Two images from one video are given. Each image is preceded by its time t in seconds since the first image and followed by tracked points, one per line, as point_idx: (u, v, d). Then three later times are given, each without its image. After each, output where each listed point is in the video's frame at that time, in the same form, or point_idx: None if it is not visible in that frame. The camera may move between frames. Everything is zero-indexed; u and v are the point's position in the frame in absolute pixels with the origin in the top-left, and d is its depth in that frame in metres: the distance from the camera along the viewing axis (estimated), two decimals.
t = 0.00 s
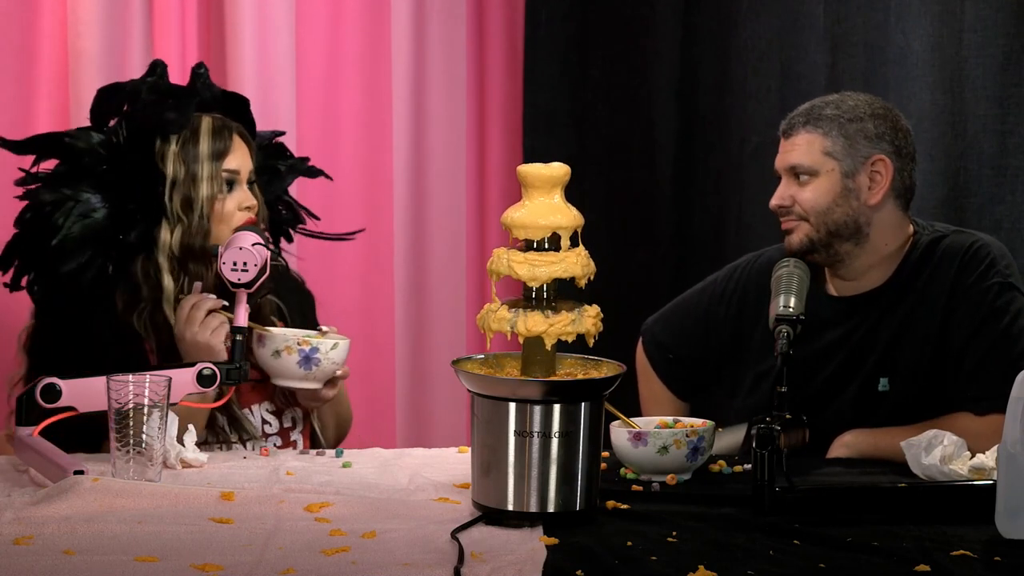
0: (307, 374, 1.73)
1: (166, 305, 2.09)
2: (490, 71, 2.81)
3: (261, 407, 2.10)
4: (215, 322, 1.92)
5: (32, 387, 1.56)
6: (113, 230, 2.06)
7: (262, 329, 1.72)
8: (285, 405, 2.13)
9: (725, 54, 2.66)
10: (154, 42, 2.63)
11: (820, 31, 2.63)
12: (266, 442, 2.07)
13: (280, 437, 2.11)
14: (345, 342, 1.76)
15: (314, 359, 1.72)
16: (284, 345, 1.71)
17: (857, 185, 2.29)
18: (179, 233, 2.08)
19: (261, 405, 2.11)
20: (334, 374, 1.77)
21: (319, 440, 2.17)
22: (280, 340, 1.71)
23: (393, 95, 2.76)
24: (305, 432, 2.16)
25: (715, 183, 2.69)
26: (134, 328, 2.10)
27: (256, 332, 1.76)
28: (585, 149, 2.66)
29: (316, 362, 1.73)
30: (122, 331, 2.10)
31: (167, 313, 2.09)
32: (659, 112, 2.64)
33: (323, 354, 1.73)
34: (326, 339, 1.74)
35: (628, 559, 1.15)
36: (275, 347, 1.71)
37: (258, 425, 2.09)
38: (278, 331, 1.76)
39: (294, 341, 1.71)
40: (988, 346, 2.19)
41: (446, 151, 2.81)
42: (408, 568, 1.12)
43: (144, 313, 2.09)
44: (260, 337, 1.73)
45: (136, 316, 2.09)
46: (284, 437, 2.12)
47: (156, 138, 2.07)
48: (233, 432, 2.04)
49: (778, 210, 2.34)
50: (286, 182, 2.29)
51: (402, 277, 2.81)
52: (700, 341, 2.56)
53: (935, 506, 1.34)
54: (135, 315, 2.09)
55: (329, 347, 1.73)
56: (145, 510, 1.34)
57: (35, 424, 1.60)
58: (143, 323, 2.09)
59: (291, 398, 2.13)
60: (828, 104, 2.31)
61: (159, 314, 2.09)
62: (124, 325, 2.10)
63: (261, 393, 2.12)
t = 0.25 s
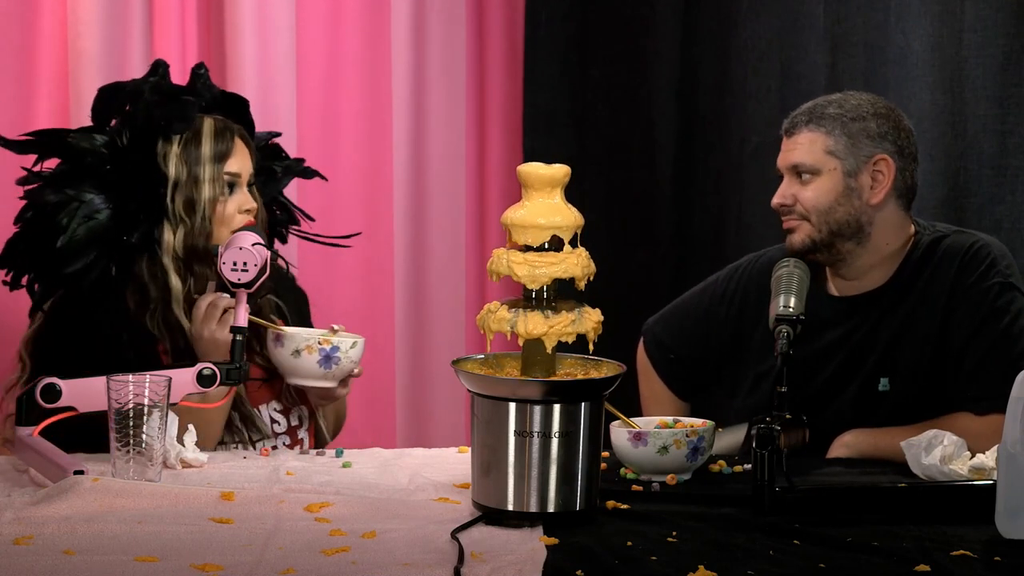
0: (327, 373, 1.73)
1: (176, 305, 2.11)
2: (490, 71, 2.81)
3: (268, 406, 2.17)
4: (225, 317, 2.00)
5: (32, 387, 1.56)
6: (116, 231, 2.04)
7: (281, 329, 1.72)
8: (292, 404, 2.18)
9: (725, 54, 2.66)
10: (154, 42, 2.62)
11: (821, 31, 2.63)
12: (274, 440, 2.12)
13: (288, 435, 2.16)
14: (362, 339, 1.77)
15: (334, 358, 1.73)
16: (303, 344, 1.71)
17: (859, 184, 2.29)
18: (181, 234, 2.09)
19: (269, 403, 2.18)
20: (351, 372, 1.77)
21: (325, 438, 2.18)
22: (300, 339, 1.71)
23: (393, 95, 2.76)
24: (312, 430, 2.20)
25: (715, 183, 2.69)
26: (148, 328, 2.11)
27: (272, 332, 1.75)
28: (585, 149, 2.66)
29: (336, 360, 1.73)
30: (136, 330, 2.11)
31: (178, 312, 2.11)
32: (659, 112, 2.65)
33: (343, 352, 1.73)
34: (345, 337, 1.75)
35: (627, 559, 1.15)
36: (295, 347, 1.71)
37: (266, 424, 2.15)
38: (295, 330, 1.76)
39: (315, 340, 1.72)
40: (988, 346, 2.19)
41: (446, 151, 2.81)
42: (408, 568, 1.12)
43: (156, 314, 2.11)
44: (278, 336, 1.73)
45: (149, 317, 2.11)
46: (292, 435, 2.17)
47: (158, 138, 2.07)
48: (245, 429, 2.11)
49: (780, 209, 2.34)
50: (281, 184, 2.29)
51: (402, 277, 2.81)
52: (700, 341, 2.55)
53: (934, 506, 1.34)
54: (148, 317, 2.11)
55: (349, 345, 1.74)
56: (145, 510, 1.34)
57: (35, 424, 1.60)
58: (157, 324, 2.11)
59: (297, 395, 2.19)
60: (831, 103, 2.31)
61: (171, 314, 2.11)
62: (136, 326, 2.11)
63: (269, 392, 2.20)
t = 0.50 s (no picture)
0: (337, 372, 1.74)
1: (181, 307, 2.10)
2: (490, 71, 2.81)
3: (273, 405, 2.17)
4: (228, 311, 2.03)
5: (32, 387, 1.56)
6: (122, 236, 2.05)
7: (290, 328, 1.72)
8: (296, 403, 2.19)
9: (725, 54, 2.66)
10: (154, 43, 2.63)
11: (821, 31, 2.63)
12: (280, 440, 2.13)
13: (292, 434, 2.17)
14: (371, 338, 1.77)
15: (345, 357, 1.73)
16: (314, 344, 1.71)
17: (860, 184, 2.29)
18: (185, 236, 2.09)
19: (274, 403, 2.18)
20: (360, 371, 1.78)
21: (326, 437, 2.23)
22: (311, 339, 1.71)
23: (393, 95, 2.76)
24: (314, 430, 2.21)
25: (714, 183, 2.69)
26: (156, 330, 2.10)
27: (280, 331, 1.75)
28: (585, 149, 2.66)
29: (347, 359, 1.73)
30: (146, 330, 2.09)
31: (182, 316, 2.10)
32: (659, 112, 2.65)
33: (353, 351, 1.73)
34: (355, 336, 1.75)
35: (628, 559, 1.15)
36: (306, 346, 1.71)
37: (271, 423, 2.15)
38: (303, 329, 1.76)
39: (326, 340, 1.71)
40: (988, 346, 2.19)
41: (446, 152, 2.81)
42: (408, 568, 1.12)
43: (162, 315, 2.10)
44: (288, 336, 1.72)
45: (155, 318, 2.10)
46: (297, 435, 2.18)
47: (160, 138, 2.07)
48: (254, 430, 2.11)
49: (781, 208, 2.34)
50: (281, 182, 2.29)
51: (402, 277, 2.81)
52: (700, 342, 2.55)
53: (934, 506, 1.34)
54: (154, 317, 2.10)
55: (359, 344, 1.74)
56: (145, 510, 1.34)
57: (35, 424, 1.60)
58: (163, 325, 2.10)
59: (300, 394, 2.19)
60: (833, 103, 2.31)
61: (176, 315, 2.10)
62: (145, 326, 2.09)
63: (274, 392, 2.20)
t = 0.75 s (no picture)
0: (338, 373, 1.73)
1: (182, 308, 2.11)
2: (490, 71, 2.81)
3: (274, 407, 2.18)
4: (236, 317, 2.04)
5: (32, 387, 1.56)
6: (124, 238, 2.04)
7: (292, 329, 1.72)
8: (296, 404, 2.20)
9: (725, 54, 2.66)
10: (154, 44, 2.64)
11: (821, 31, 2.63)
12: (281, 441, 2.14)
13: (292, 436, 2.18)
14: (372, 339, 1.77)
15: (345, 358, 1.73)
16: (315, 344, 1.71)
17: (861, 184, 2.29)
18: (188, 237, 2.10)
19: (274, 404, 2.19)
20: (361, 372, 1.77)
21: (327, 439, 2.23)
22: (313, 339, 1.71)
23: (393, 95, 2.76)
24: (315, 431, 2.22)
25: (714, 183, 2.69)
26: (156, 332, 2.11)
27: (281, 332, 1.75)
28: (585, 149, 2.66)
29: (347, 361, 1.73)
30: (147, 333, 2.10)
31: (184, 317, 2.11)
32: (659, 112, 2.65)
33: (354, 352, 1.73)
34: (356, 337, 1.75)
35: (628, 559, 1.15)
36: (307, 347, 1.71)
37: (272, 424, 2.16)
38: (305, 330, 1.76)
39: (327, 340, 1.72)
40: (988, 345, 2.19)
41: (446, 152, 2.81)
42: (408, 568, 1.12)
43: (163, 317, 2.11)
44: (289, 336, 1.72)
45: (156, 320, 2.11)
46: (298, 436, 2.18)
47: (162, 139, 2.07)
48: (254, 431, 2.11)
49: (781, 208, 2.34)
50: (283, 181, 2.29)
51: (402, 277, 2.82)
52: (700, 341, 2.55)
53: (935, 506, 1.34)
54: (155, 318, 2.11)
55: (360, 346, 1.74)
56: (145, 510, 1.34)
57: (35, 424, 1.60)
58: (164, 327, 2.11)
59: (300, 396, 2.20)
60: (835, 103, 2.31)
61: (177, 317, 2.11)
62: (145, 327, 2.10)
63: (274, 394, 2.20)
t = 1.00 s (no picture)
0: (335, 374, 1.74)
1: (181, 309, 2.11)
2: (490, 71, 2.81)
3: (273, 408, 2.18)
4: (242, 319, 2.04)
5: (32, 387, 1.56)
6: (124, 239, 2.03)
7: (288, 330, 1.72)
8: (295, 406, 2.20)
9: (725, 54, 2.66)
10: (154, 44, 2.64)
11: (821, 31, 2.63)
12: (280, 443, 2.13)
13: (292, 437, 2.17)
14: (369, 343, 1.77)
15: (342, 360, 1.73)
16: (313, 345, 1.71)
17: (862, 184, 2.29)
18: (188, 238, 2.10)
19: (274, 406, 2.18)
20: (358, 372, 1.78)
21: (327, 442, 2.23)
22: (310, 340, 1.71)
23: (393, 95, 2.76)
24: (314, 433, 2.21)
25: (715, 183, 2.69)
26: (155, 333, 2.11)
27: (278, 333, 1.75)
28: (585, 149, 2.67)
29: (344, 362, 1.73)
30: (146, 333, 2.11)
31: (183, 318, 2.11)
32: (659, 112, 2.65)
33: (351, 354, 1.73)
34: (353, 339, 1.75)
35: (628, 559, 1.15)
36: (305, 348, 1.71)
37: (270, 425, 2.16)
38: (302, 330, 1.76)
39: (324, 342, 1.71)
40: (988, 345, 2.20)
41: (446, 152, 2.81)
42: (408, 568, 1.12)
43: (162, 318, 2.11)
44: (286, 338, 1.72)
45: (155, 321, 2.11)
46: (297, 437, 2.18)
47: (163, 139, 2.06)
48: (253, 432, 2.10)
49: (781, 208, 2.34)
50: (287, 179, 2.30)
51: (402, 277, 2.81)
52: (700, 340, 2.55)
53: (935, 506, 1.34)
54: (154, 320, 2.11)
55: (357, 347, 1.74)
56: (145, 510, 1.34)
57: (35, 424, 1.60)
58: (163, 329, 2.12)
59: (300, 397, 2.20)
60: (836, 102, 2.31)
61: (176, 318, 2.11)
62: (144, 328, 2.11)
63: (274, 395, 2.20)
